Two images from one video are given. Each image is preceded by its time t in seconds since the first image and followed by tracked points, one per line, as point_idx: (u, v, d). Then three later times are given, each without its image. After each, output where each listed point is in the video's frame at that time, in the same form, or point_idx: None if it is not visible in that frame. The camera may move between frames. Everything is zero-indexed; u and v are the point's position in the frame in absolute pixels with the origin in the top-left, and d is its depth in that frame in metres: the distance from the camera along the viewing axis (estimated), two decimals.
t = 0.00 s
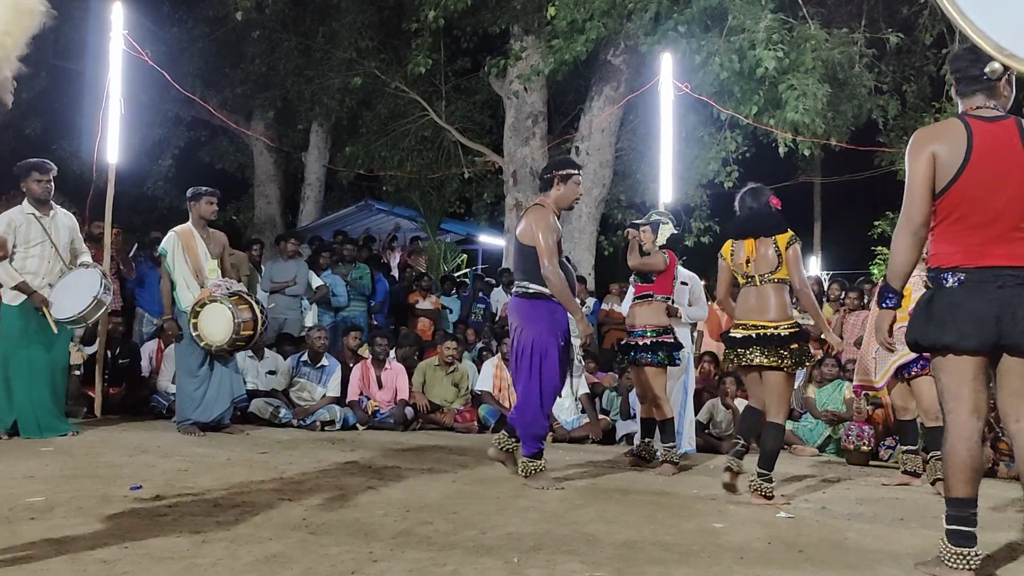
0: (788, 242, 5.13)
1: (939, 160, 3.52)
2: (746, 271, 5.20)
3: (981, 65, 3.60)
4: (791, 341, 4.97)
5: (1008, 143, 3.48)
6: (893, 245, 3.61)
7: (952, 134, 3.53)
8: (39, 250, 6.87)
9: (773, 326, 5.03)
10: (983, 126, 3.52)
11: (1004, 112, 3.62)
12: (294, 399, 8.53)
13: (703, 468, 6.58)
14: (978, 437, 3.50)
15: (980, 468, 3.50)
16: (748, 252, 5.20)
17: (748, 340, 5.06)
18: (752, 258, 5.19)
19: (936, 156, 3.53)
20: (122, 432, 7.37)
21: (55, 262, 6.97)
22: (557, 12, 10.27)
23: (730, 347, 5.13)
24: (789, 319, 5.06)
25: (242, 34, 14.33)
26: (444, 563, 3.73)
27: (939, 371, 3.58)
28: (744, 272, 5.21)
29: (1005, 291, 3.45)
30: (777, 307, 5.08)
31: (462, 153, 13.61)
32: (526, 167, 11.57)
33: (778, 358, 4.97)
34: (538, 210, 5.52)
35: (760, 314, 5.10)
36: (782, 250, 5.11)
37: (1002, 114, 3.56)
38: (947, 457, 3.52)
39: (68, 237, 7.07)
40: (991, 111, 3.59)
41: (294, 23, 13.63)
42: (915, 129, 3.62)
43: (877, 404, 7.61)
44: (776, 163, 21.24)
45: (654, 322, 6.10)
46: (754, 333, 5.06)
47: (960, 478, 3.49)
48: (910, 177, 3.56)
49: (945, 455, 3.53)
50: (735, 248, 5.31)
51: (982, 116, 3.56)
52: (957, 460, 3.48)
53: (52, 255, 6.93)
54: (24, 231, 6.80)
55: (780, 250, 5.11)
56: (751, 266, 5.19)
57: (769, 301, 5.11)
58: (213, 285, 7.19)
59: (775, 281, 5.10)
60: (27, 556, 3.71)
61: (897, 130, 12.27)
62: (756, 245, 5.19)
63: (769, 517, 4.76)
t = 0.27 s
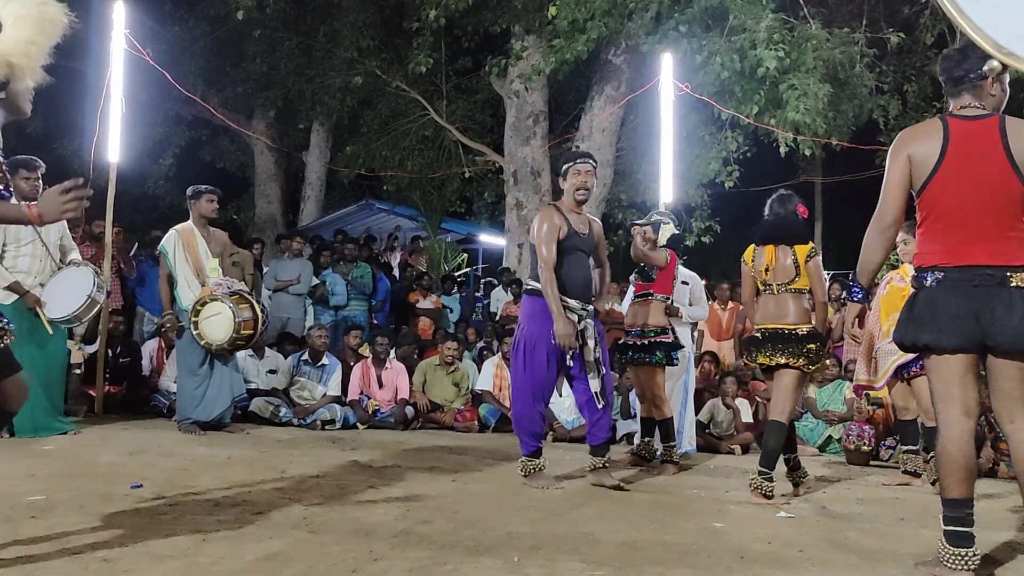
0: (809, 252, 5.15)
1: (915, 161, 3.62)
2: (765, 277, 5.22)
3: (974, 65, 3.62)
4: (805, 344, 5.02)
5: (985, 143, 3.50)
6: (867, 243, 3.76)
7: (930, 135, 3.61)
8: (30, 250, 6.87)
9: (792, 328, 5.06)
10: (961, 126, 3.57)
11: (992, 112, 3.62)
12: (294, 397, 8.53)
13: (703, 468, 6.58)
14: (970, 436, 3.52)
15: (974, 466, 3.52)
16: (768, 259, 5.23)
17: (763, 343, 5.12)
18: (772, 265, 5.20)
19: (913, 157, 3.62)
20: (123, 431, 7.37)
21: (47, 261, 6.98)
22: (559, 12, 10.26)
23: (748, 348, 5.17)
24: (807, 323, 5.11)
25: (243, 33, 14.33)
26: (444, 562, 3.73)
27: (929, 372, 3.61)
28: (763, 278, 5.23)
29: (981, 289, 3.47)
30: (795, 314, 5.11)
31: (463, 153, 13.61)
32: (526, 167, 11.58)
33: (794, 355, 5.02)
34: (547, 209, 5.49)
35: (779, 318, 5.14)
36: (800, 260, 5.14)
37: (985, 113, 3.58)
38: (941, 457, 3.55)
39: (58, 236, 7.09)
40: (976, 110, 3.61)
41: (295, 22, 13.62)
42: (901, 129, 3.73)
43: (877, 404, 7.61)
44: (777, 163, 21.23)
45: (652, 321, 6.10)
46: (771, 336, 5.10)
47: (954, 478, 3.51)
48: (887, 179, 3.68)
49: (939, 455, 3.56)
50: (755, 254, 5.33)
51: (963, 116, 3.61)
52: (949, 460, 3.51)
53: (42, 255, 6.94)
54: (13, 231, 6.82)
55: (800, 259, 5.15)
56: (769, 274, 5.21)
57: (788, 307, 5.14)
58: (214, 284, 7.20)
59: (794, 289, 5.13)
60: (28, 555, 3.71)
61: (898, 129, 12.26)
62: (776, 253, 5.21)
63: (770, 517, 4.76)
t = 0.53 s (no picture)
0: (820, 255, 5.38)
1: (898, 163, 3.70)
2: (779, 280, 5.50)
3: (961, 66, 3.68)
4: (816, 351, 5.31)
5: (968, 142, 3.56)
6: (860, 245, 3.80)
7: (914, 136, 3.68)
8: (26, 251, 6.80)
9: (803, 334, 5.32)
10: (945, 126, 3.62)
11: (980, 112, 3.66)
12: (295, 398, 8.54)
13: (703, 468, 6.59)
14: (963, 437, 3.54)
15: (969, 468, 3.53)
16: (782, 262, 5.50)
17: (777, 345, 5.42)
18: (785, 268, 5.48)
19: (895, 160, 3.70)
20: (123, 431, 7.37)
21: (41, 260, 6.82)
22: (559, 12, 10.27)
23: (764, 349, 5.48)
24: (819, 326, 5.37)
25: (244, 33, 14.33)
26: (445, 562, 3.74)
27: (923, 375, 3.65)
28: (778, 281, 5.51)
29: (961, 289, 3.53)
30: (809, 316, 5.39)
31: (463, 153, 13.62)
32: (526, 167, 11.58)
33: (803, 364, 5.33)
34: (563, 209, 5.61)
35: (793, 321, 5.42)
36: (812, 262, 5.39)
37: (970, 112, 3.64)
38: (936, 460, 3.57)
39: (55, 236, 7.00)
40: (962, 110, 3.66)
41: (296, 23, 13.62)
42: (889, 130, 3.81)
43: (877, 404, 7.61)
44: (776, 164, 21.25)
45: (648, 322, 6.07)
46: (784, 340, 5.40)
47: (950, 480, 3.53)
48: (876, 183, 3.75)
49: (934, 457, 3.58)
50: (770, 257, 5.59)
51: (947, 116, 3.66)
52: (944, 462, 3.53)
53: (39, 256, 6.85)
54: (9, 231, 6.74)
55: (811, 262, 5.40)
56: (784, 276, 5.49)
57: (801, 310, 5.42)
58: (214, 284, 7.17)
59: (806, 292, 5.40)
60: (32, 554, 3.72)
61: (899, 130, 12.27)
62: (790, 257, 5.48)
63: (769, 517, 4.76)
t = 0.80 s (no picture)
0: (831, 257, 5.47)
1: (891, 165, 3.73)
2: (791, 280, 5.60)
3: (953, 66, 3.69)
4: (826, 350, 5.40)
5: (958, 141, 3.56)
6: (868, 252, 3.80)
7: (906, 138, 3.71)
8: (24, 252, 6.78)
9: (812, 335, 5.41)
10: (936, 126, 3.64)
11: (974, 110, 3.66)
12: (295, 399, 8.53)
13: (703, 469, 6.58)
14: (961, 438, 3.53)
15: (968, 469, 3.53)
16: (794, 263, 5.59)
17: (788, 344, 5.52)
18: (798, 268, 5.57)
19: (888, 162, 3.74)
20: (123, 432, 7.37)
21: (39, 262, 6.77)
22: (559, 13, 10.26)
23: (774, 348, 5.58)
24: (831, 325, 5.46)
25: (244, 34, 14.33)
26: (445, 563, 3.73)
27: (920, 376, 3.64)
28: (790, 281, 5.61)
29: (954, 290, 3.52)
30: (819, 316, 5.48)
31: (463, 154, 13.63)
32: (526, 168, 11.58)
33: (814, 362, 5.42)
34: (574, 212, 5.69)
35: (805, 320, 5.51)
36: (824, 264, 5.48)
37: (961, 111, 3.64)
38: (935, 461, 3.56)
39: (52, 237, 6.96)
40: (955, 109, 3.67)
41: (296, 24, 13.61)
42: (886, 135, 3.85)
43: (877, 405, 7.61)
44: (776, 164, 21.26)
45: (647, 322, 6.10)
46: (796, 339, 5.49)
47: (949, 481, 3.52)
48: (875, 187, 3.79)
49: (933, 459, 3.58)
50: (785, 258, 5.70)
51: (939, 116, 3.68)
52: (942, 463, 3.52)
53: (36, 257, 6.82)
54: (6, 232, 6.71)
55: (821, 263, 5.49)
56: (796, 276, 5.58)
57: (812, 310, 5.51)
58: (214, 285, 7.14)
59: (816, 292, 5.50)
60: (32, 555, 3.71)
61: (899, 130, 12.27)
62: (804, 258, 5.57)
63: (769, 518, 4.76)
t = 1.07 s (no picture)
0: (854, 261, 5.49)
1: (892, 164, 3.72)
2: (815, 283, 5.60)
3: (953, 66, 3.69)
4: (851, 352, 5.41)
5: (957, 139, 3.55)
6: (867, 251, 3.81)
7: (906, 136, 3.71)
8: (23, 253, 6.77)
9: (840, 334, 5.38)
10: (935, 125, 3.63)
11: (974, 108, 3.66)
12: (295, 400, 8.53)
13: (704, 470, 6.57)
14: (960, 438, 3.53)
15: (968, 469, 3.53)
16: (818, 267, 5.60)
17: (812, 346, 5.51)
18: (821, 272, 5.58)
19: (889, 161, 3.73)
20: (123, 433, 7.36)
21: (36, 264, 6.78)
22: (560, 13, 10.25)
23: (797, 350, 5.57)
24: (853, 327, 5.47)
25: (244, 35, 14.33)
26: (446, 564, 3.73)
27: (920, 377, 3.64)
28: (813, 283, 5.60)
29: (952, 291, 3.52)
30: (842, 318, 5.49)
31: (463, 154, 13.62)
32: (526, 168, 11.57)
33: (839, 363, 5.42)
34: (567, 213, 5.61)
35: (829, 323, 5.51)
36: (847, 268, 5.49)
37: (960, 108, 3.63)
38: (935, 462, 3.57)
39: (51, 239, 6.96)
40: (954, 108, 3.66)
41: (296, 24, 13.60)
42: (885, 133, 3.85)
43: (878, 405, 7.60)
44: (776, 165, 21.25)
45: (647, 324, 6.09)
46: (820, 340, 5.49)
47: (950, 482, 3.52)
48: (874, 186, 3.78)
49: (933, 460, 3.58)
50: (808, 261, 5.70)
51: (938, 115, 3.67)
52: (942, 464, 3.53)
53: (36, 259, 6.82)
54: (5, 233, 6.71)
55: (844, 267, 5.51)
56: (819, 279, 5.58)
57: (835, 312, 5.52)
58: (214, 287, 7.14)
59: (840, 295, 5.51)
60: (32, 556, 3.71)
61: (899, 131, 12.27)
62: (827, 262, 5.58)
63: (770, 519, 4.75)
